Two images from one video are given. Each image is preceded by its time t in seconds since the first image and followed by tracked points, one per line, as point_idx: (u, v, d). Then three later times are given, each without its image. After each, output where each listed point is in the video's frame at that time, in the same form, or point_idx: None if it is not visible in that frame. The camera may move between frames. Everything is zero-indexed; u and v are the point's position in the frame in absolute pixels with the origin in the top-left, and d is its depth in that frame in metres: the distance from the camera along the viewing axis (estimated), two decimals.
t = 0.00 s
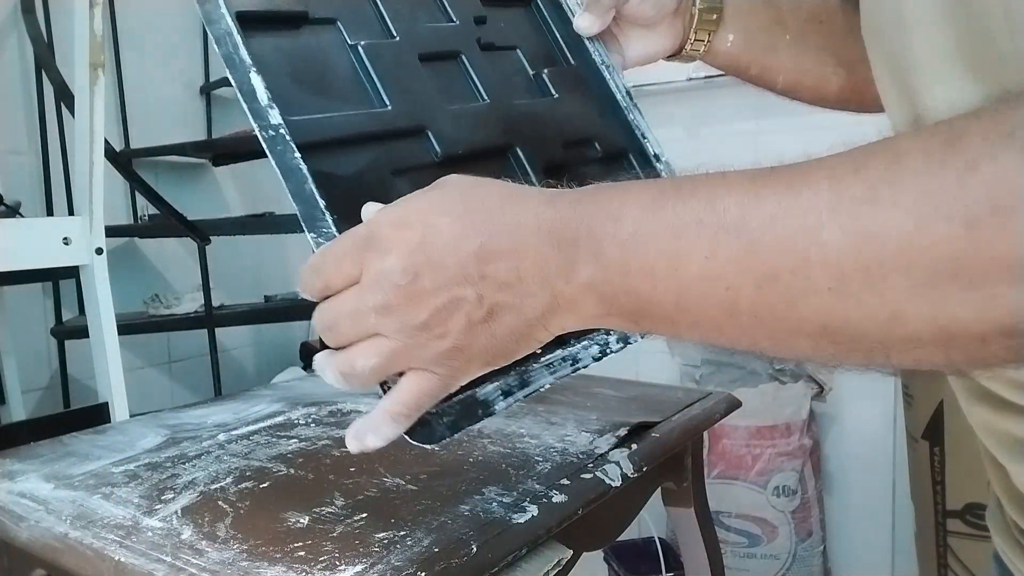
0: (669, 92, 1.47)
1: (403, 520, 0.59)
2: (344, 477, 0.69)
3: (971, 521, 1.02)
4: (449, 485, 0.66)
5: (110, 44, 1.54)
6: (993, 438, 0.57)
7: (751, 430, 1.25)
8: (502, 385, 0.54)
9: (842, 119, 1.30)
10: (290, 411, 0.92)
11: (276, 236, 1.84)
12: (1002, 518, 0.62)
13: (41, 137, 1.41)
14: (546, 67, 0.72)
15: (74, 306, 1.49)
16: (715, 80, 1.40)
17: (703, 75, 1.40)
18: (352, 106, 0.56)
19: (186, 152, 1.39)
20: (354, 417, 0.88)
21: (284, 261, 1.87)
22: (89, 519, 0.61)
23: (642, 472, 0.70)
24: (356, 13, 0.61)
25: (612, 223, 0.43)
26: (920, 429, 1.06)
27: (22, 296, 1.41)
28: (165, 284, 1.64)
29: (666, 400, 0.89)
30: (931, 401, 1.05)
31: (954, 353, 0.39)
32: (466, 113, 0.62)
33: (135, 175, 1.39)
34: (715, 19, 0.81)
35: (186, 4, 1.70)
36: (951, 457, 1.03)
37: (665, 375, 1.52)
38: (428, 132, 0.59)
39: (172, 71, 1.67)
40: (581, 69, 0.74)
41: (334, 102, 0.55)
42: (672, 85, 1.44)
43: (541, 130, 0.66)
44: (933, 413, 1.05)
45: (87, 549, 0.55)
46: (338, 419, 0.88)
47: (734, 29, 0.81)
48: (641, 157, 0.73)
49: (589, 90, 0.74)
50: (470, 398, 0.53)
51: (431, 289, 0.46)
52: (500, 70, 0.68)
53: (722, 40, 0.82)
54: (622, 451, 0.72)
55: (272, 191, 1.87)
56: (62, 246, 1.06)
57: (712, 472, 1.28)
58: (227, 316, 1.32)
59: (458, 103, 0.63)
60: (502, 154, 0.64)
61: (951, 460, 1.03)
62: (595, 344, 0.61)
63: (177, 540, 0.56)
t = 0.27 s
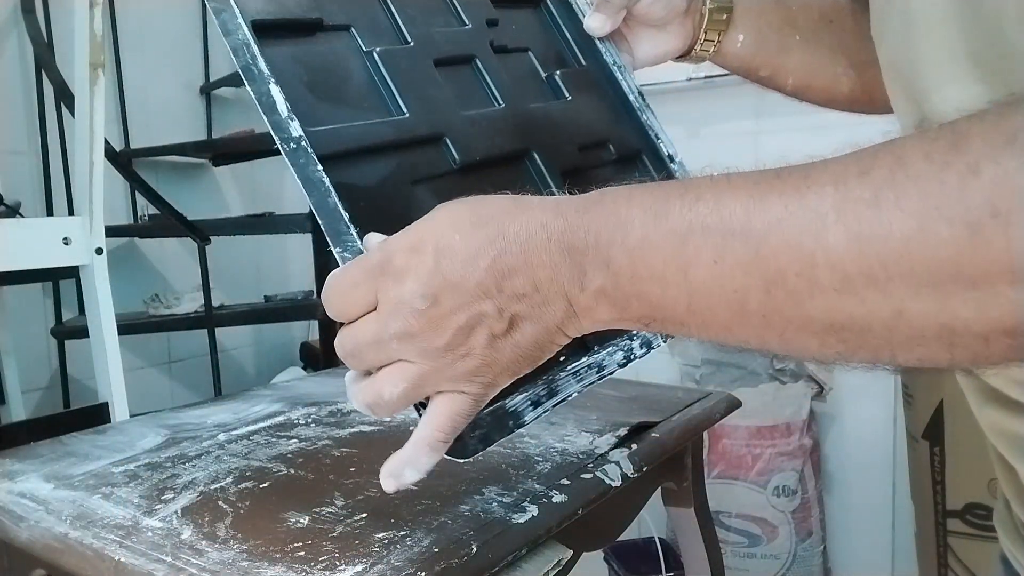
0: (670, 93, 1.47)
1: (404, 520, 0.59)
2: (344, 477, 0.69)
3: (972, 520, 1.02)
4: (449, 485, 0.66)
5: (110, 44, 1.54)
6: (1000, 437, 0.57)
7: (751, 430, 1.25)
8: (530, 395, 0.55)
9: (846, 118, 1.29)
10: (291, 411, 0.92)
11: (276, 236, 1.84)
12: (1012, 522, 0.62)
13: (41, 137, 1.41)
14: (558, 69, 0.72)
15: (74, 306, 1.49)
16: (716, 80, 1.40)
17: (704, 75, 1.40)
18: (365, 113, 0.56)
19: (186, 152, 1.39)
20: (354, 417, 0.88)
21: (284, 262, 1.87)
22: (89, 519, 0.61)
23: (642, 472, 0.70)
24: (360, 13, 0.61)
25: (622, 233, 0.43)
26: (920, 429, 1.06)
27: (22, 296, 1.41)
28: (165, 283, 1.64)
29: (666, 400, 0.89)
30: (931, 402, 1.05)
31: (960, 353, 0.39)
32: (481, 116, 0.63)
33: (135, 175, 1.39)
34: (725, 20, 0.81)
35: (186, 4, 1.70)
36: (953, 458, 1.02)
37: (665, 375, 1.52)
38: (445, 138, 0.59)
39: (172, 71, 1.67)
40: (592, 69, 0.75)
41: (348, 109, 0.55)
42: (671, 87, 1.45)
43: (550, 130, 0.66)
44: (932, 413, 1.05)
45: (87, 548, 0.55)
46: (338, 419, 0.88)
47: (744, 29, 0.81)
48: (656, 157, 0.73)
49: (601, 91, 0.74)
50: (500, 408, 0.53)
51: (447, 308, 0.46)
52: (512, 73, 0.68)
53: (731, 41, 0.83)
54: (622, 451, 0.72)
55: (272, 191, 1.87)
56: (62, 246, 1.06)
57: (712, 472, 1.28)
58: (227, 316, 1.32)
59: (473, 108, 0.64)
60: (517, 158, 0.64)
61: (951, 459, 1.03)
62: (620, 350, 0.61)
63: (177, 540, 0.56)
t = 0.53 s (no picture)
0: (670, 93, 1.47)
1: (404, 520, 0.59)
2: (344, 477, 0.69)
3: (972, 520, 1.02)
4: (449, 485, 0.66)
5: (110, 44, 1.54)
6: (1001, 434, 0.57)
7: (751, 430, 1.24)
8: (537, 387, 0.55)
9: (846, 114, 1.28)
10: (291, 411, 0.92)
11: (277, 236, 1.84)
12: (1012, 521, 0.62)
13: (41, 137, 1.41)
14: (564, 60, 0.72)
15: (74, 306, 1.49)
16: (716, 80, 1.40)
17: (705, 75, 1.40)
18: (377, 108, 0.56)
19: (186, 152, 1.39)
20: (354, 417, 0.88)
21: (284, 262, 1.87)
22: (89, 518, 0.61)
23: (642, 472, 0.70)
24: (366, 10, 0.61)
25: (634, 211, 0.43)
26: (920, 429, 1.06)
27: (22, 296, 1.41)
28: (165, 284, 1.64)
29: (666, 400, 0.89)
30: (931, 402, 1.05)
31: (971, 334, 0.39)
32: (489, 109, 0.62)
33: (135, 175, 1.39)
34: (731, 11, 0.82)
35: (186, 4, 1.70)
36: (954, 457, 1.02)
37: (665, 375, 1.52)
38: (453, 131, 0.59)
39: (173, 71, 1.67)
40: (599, 61, 0.75)
41: (359, 105, 0.55)
42: (672, 88, 1.46)
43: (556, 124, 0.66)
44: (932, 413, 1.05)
45: (87, 548, 0.55)
46: (338, 419, 0.88)
47: (750, 22, 0.82)
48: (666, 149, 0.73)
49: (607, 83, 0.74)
50: (506, 401, 0.53)
51: (460, 281, 0.46)
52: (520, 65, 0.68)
53: (738, 34, 0.83)
54: (622, 451, 0.72)
55: (272, 191, 1.87)
56: (62, 246, 1.06)
57: (712, 472, 1.28)
58: (227, 316, 1.32)
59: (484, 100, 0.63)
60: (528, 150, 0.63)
61: (951, 459, 1.03)
62: (626, 342, 0.61)
63: (177, 540, 0.56)
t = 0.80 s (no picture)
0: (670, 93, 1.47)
1: (404, 520, 0.59)
2: (344, 477, 0.69)
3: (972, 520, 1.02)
4: (449, 485, 0.66)
5: (110, 44, 1.54)
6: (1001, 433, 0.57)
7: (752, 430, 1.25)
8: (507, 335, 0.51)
9: (848, 114, 1.28)
10: (291, 410, 0.92)
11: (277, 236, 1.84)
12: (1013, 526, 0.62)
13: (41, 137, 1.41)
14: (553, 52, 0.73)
15: (74, 306, 1.49)
16: (716, 80, 1.40)
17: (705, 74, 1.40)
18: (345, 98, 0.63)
19: (186, 152, 1.39)
20: (354, 417, 0.88)
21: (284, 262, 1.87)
22: (89, 519, 0.61)
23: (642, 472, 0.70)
24: None
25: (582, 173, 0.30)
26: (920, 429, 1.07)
27: (22, 296, 1.41)
28: (165, 284, 1.64)
29: (666, 400, 0.89)
30: (931, 402, 1.05)
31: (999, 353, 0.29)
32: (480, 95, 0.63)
33: (136, 175, 1.39)
34: (728, 5, 0.81)
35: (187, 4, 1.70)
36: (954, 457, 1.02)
37: (665, 375, 1.52)
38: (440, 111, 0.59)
39: (173, 71, 1.67)
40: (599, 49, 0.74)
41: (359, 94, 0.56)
42: (671, 87, 1.46)
43: (531, 127, 0.77)
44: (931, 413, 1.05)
45: (87, 549, 0.55)
46: (338, 419, 0.88)
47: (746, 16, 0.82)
48: (635, 138, 0.85)
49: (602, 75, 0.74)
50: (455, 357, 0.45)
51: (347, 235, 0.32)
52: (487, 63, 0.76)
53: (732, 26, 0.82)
54: (622, 451, 0.72)
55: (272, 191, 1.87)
56: (62, 246, 1.06)
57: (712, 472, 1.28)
58: (228, 316, 1.32)
59: (451, 91, 0.71)
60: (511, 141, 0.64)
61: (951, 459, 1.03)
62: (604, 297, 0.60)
63: (177, 540, 0.56)
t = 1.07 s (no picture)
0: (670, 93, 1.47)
1: (404, 520, 0.59)
2: (344, 477, 0.69)
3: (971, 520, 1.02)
4: (449, 485, 0.66)
5: (110, 44, 1.54)
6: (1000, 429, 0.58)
7: (752, 430, 1.25)
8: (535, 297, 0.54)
9: (852, 111, 1.27)
10: (291, 410, 0.92)
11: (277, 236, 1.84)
12: (1013, 522, 0.62)
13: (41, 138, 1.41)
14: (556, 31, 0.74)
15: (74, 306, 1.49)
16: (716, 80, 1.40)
17: (705, 74, 1.40)
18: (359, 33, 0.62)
19: (186, 152, 1.39)
20: (354, 417, 0.88)
21: (284, 262, 1.87)
22: (89, 519, 0.61)
23: (642, 472, 0.70)
24: None
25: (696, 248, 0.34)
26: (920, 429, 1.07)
27: (22, 296, 1.41)
28: (165, 284, 1.64)
29: (666, 399, 0.89)
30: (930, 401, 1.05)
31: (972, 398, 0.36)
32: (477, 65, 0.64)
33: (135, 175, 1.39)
34: None
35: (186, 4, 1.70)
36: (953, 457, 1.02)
37: (665, 375, 1.52)
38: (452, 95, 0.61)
39: (173, 71, 1.67)
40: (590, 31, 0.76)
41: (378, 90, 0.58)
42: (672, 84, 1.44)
43: (547, 69, 0.72)
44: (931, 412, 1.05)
45: (87, 549, 0.55)
46: (338, 419, 0.88)
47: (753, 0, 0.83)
48: (653, 100, 0.80)
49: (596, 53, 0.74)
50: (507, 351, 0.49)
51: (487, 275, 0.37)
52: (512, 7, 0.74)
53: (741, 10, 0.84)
54: (622, 451, 0.72)
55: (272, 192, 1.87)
56: (61, 246, 1.06)
57: (712, 472, 1.28)
58: (227, 317, 1.32)
59: (467, 31, 0.69)
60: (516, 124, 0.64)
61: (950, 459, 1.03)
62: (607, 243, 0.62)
63: (177, 540, 0.56)
